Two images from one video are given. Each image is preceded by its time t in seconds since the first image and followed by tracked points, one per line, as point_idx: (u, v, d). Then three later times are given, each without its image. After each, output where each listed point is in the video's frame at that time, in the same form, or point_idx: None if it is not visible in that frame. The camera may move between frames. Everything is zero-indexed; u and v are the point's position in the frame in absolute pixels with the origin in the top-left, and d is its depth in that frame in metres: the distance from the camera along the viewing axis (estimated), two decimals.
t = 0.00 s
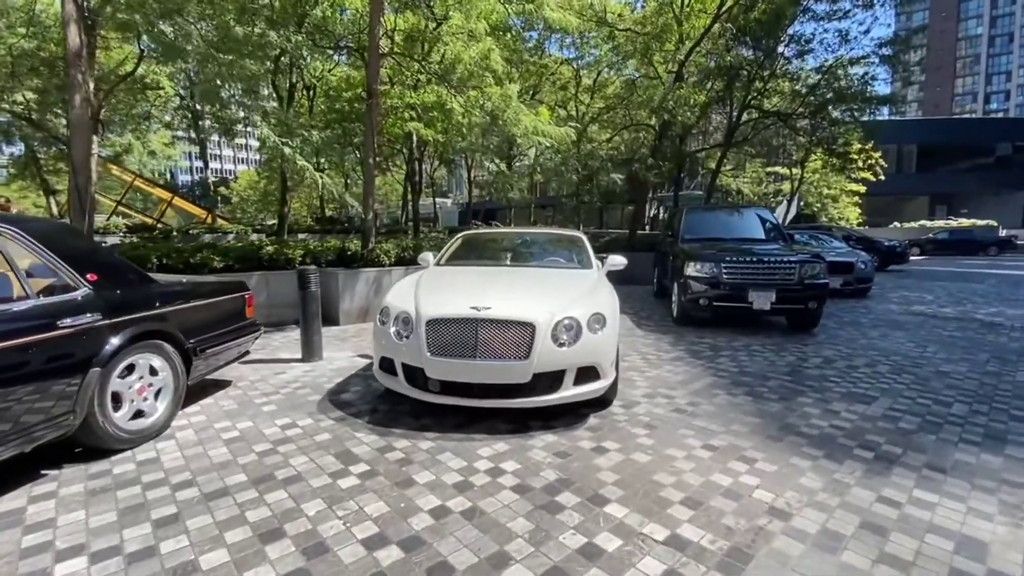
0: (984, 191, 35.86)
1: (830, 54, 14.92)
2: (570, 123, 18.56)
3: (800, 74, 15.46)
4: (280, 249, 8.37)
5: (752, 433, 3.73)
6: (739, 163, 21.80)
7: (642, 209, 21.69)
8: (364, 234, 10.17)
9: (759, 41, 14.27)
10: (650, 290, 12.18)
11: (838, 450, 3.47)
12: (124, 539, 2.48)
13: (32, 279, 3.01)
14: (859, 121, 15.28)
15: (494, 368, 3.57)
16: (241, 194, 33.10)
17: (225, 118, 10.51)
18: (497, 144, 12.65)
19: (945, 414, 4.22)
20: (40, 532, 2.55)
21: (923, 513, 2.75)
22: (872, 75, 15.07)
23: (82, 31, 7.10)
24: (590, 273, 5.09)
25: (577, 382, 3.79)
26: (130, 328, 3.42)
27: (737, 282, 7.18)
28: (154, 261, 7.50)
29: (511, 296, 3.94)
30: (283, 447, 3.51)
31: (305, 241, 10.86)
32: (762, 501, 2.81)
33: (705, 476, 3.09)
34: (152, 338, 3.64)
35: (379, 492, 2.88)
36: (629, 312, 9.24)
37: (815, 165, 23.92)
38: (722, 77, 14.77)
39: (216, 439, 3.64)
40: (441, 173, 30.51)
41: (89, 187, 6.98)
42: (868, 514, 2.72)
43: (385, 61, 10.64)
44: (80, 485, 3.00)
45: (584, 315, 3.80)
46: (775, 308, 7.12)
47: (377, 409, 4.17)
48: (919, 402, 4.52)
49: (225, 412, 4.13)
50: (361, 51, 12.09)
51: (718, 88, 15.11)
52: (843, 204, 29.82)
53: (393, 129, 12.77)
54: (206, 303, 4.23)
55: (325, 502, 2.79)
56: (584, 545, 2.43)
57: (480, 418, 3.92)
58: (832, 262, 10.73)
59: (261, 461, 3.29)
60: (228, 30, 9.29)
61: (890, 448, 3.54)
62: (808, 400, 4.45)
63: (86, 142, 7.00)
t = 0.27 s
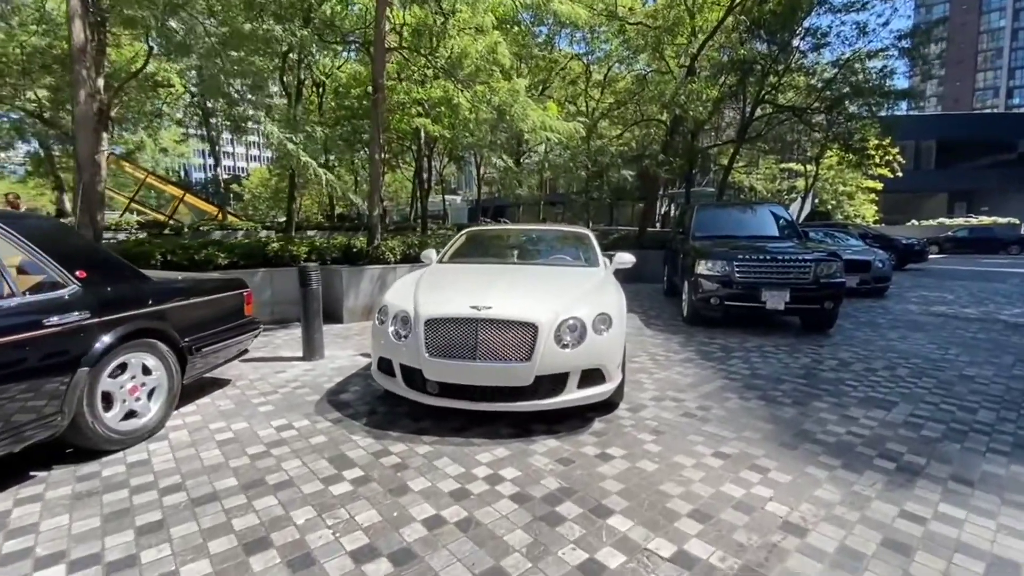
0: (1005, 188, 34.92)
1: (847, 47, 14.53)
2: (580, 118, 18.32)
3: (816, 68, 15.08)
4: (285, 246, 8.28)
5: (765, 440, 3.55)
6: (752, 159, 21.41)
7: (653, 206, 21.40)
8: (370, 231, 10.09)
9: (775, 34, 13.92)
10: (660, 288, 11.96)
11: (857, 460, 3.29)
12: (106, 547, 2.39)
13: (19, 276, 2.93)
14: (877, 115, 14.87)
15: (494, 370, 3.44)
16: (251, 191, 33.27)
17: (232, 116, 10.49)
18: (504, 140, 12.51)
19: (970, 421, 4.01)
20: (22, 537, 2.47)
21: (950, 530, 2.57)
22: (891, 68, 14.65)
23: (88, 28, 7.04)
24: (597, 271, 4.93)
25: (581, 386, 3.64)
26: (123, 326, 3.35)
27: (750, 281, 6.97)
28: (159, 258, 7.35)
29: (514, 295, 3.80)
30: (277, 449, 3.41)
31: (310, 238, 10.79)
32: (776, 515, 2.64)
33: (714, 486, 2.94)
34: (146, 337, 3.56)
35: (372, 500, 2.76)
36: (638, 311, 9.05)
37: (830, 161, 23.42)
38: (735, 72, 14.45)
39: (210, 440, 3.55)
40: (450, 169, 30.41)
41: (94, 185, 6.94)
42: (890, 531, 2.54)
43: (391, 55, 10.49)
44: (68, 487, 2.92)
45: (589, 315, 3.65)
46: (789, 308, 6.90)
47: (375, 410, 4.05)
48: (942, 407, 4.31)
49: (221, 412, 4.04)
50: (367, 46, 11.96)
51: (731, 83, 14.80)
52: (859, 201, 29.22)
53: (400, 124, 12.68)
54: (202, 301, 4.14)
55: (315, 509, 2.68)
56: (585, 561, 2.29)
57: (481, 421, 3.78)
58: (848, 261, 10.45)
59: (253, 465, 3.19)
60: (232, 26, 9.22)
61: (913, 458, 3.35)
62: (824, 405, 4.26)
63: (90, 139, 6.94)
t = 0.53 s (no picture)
0: None
1: (867, 40, 14.09)
2: (591, 114, 18.07)
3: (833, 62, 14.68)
4: (291, 242, 8.23)
5: (778, 448, 3.37)
6: (766, 156, 20.99)
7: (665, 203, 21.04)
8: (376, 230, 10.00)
9: (791, 27, 13.56)
10: (671, 286, 11.74)
11: (876, 471, 3.11)
12: (87, 553, 2.31)
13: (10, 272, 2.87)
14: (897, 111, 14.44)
15: (494, 372, 3.32)
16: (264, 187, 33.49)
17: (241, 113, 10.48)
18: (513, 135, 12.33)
19: (997, 430, 3.80)
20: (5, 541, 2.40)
21: (979, 551, 2.39)
22: (913, 62, 14.20)
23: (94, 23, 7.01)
24: (604, 269, 4.77)
25: (586, 389, 3.50)
26: (116, 325, 3.28)
27: (764, 280, 6.76)
28: (164, 254, 7.31)
29: (515, 294, 3.67)
30: (271, 451, 3.32)
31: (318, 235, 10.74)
32: (789, 531, 2.48)
33: (723, 497, 2.78)
34: (139, 334, 3.48)
35: (363, 507, 2.65)
36: (648, 310, 8.86)
37: (848, 158, 22.88)
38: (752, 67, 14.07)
39: (204, 441, 3.47)
40: (460, 166, 30.31)
41: (101, 181, 6.91)
42: (913, 551, 2.37)
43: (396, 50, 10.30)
44: (56, 488, 2.86)
45: (593, 315, 3.51)
46: (804, 308, 6.68)
47: (373, 412, 3.95)
48: (967, 415, 4.09)
49: (218, 411, 3.98)
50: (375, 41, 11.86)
51: (746, 78, 14.47)
52: (877, 199, 28.55)
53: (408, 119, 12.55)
54: (199, 298, 4.06)
55: (304, 516, 2.58)
56: None
57: (481, 424, 3.66)
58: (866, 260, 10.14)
59: (244, 468, 3.10)
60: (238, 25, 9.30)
61: (936, 470, 3.16)
62: (841, 411, 4.07)
63: (98, 134, 6.96)
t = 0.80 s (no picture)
0: None
1: (885, 34, 13.70)
2: (601, 111, 17.85)
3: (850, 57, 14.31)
4: (295, 239, 8.16)
5: (787, 456, 3.21)
6: (780, 153, 20.59)
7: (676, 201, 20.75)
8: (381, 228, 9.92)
9: (807, 22, 13.24)
10: (680, 286, 11.52)
11: (890, 482, 2.93)
12: (61, 558, 2.24)
13: None
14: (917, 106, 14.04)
15: (489, 374, 3.19)
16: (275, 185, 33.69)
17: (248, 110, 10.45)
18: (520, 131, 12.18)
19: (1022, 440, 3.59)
20: None
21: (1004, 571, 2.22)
22: (933, 56, 13.78)
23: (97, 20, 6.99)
24: (608, 268, 4.62)
25: (585, 392, 3.36)
26: (104, 321, 3.22)
27: (776, 279, 6.55)
28: (167, 250, 7.27)
29: (513, 292, 3.54)
30: (259, 453, 3.23)
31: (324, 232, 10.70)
32: (796, 546, 2.33)
33: (727, 508, 2.63)
34: (128, 331, 3.42)
35: (348, 514, 2.55)
36: (656, 310, 8.67)
37: (865, 155, 22.37)
38: (766, 62, 13.76)
39: (194, 441, 3.40)
40: (470, 164, 30.21)
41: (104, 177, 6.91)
42: (930, 571, 2.21)
43: (402, 45, 10.18)
44: (39, 489, 2.80)
45: (593, 315, 3.36)
46: (818, 309, 6.47)
47: (367, 413, 3.85)
48: (989, 423, 3.88)
49: (211, 410, 3.90)
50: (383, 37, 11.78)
51: (760, 74, 14.18)
52: (894, 196, 27.92)
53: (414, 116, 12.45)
54: (192, 295, 3.98)
55: (286, 523, 2.48)
56: None
57: (476, 427, 3.54)
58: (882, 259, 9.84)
59: (231, 469, 3.01)
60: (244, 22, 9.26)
61: (955, 481, 2.98)
62: (854, 417, 3.88)
63: (101, 131, 6.94)
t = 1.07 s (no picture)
0: None
1: (903, 28, 13.29)
2: (610, 108, 17.63)
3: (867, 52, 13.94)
4: (298, 238, 8.10)
5: (791, 467, 3.06)
6: (794, 150, 20.20)
7: (686, 200, 20.44)
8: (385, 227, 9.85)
9: (822, 15, 12.90)
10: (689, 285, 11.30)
11: (900, 496, 2.77)
12: (28, 567, 2.17)
13: None
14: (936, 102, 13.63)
15: (478, 378, 3.08)
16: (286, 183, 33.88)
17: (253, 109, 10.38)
18: (526, 129, 12.02)
19: None
20: None
21: None
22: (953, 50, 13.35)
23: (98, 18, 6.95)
24: (609, 268, 4.48)
25: (579, 397, 3.23)
26: (89, 321, 3.19)
27: (785, 280, 6.36)
28: (169, 249, 7.23)
29: (507, 292, 3.42)
30: (245, 456, 3.16)
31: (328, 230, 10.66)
32: (796, 566, 2.19)
33: (723, 522, 2.50)
34: (114, 332, 3.37)
35: (328, 523, 2.46)
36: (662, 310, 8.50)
37: (881, 152, 21.86)
38: (779, 57, 13.44)
39: (180, 443, 3.33)
40: (479, 162, 30.11)
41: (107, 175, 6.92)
42: None
43: (406, 42, 10.06)
44: (18, 492, 2.75)
45: (589, 317, 3.24)
46: (828, 311, 6.27)
47: (358, 415, 3.77)
48: (1008, 432, 3.68)
49: (201, 411, 3.85)
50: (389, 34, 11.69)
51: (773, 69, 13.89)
52: (912, 195, 27.28)
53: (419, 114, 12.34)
54: (183, 294, 3.93)
55: (262, 531, 2.39)
56: None
57: (468, 431, 3.43)
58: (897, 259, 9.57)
59: (214, 473, 2.94)
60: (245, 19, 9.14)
61: (970, 495, 2.80)
62: (864, 425, 3.71)
63: (104, 129, 6.94)
